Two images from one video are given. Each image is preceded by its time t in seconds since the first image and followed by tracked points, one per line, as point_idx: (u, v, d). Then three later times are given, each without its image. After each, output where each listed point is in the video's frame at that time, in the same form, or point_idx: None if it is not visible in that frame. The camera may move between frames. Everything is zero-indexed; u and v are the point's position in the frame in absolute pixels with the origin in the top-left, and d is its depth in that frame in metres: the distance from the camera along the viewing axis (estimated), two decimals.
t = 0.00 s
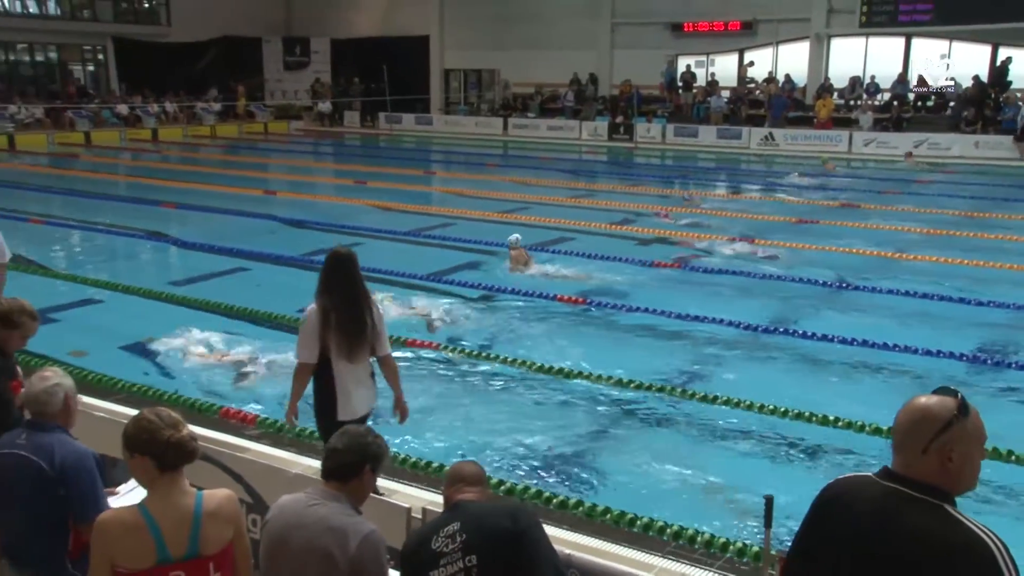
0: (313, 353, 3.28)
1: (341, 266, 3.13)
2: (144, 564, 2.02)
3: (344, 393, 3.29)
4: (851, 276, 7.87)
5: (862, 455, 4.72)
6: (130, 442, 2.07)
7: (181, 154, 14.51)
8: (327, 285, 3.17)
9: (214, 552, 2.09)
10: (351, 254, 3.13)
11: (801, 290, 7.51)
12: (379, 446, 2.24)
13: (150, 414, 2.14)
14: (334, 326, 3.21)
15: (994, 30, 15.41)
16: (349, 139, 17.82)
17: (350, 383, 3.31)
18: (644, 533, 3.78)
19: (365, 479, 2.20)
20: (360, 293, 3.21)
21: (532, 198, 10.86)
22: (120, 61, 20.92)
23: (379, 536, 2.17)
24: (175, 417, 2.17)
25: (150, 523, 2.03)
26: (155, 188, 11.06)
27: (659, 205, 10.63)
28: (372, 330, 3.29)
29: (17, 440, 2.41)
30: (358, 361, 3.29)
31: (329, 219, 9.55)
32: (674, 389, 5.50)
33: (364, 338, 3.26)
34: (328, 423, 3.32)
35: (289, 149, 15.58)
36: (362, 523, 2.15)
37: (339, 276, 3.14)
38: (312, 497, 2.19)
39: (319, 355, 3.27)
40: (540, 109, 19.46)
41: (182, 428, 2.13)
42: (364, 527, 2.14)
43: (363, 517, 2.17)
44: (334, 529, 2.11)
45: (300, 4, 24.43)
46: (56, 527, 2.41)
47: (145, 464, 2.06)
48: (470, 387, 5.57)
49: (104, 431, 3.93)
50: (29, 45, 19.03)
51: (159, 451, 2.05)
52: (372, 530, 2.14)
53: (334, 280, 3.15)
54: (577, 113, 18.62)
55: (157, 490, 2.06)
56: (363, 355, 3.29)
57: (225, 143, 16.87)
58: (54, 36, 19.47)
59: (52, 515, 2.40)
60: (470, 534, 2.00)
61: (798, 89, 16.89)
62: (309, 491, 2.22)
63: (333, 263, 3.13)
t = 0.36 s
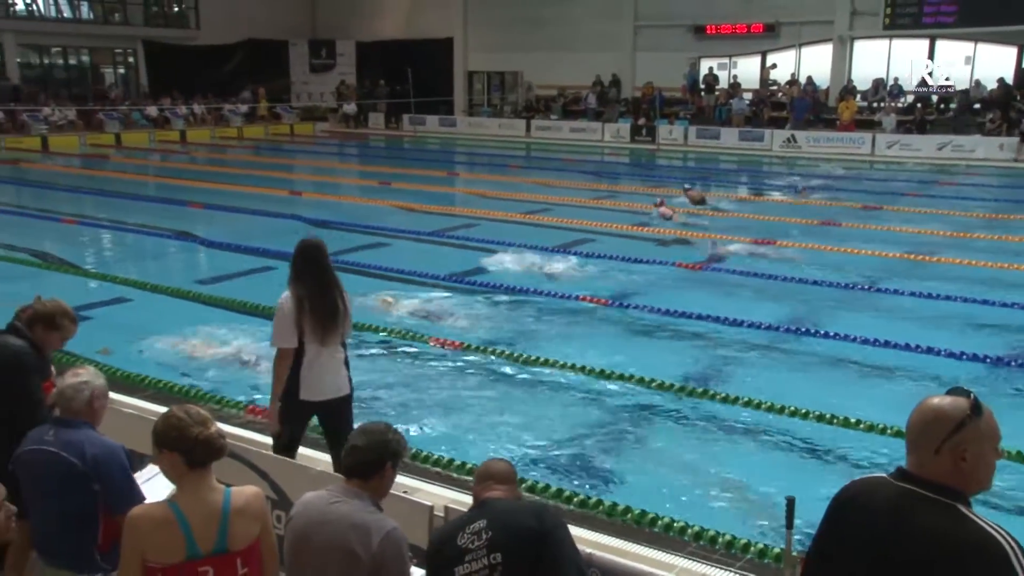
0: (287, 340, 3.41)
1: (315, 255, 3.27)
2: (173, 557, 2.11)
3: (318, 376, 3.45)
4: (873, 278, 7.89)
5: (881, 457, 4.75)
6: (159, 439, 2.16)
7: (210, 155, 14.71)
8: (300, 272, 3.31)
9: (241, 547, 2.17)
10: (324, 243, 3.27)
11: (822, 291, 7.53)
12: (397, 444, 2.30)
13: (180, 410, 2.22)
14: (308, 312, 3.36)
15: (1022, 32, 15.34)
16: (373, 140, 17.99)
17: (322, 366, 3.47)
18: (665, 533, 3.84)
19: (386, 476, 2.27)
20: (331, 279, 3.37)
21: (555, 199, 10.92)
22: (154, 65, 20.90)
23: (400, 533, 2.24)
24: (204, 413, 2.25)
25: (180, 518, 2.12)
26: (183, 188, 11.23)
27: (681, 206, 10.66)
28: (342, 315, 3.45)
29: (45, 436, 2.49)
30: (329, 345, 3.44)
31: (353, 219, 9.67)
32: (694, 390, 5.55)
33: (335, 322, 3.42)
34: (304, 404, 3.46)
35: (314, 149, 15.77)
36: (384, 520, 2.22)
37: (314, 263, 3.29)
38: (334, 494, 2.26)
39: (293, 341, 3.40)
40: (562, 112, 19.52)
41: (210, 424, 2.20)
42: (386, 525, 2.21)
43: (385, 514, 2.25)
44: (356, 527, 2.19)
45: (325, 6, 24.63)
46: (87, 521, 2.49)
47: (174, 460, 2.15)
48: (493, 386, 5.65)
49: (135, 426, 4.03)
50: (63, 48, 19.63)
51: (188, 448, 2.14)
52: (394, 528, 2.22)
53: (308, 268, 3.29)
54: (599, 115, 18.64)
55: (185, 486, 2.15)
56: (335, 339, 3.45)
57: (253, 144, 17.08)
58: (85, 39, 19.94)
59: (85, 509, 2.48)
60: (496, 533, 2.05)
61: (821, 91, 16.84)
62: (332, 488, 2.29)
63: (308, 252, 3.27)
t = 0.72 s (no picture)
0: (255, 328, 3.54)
1: (282, 247, 3.38)
2: (203, 552, 2.12)
3: (285, 362, 3.59)
4: (902, 279, 7.81)
5: (909, 460, 4.71)
6: (190, 436, 2.19)
7: (238, 154, 14.81)
8: (266, 263, 3.43)
9: (271, 545, 2.19)
10: (290, 235, 3.37)
11: (849, 292, 7.47)
12: (421, 441, 2.29)
13: (210, 407, 2.24)
14: (274, 301, 3.48)
15: None
16: (399, 139, 18.05)
17: (288, 352, 3.61)
18: (689, 534, 3.82)
19: (411, 474, 2.27)
20: (297, 269, 3.49)
21: (581, 199, 10.91)
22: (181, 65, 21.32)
23: (427, 532, 2.25)
24: (234, 411, 2.27)
25: (210, 514, 2.13)
26: (211, 187, 11.33)
27: (708, 206, 10.61)
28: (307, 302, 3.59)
29: (79, 430, 2.52)
30: (296, 331, 3.58)
31: (379, 218, 9.71)
32: (720, 390, 5.52)
33: (301, 311, 3.56)
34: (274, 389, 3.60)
35: (342, 148, 15.86)
36: (411, 519, 2.23)
37: (280, 255, 3.40)
38: (361, 492, 2.27)
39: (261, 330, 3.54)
40: (588, 111, 19.47)
41: (240, 423, 2.23)
42: (413, 523, 2.22)
43: (412, 513, 2.25)
44: (384, 526, 2.19)
45: (352, 5, 24.72)
46: (116, 516, 2.52)
47: (204, 458, 2.17)
48: (517, 386, 5.66)
49: (166, 422, 4.06)
50: (96, 48, 19.85)
51: (218, 444, 2.16)
52: (421, 526, 2.22)
53: (273, 260, 3.41)
54: (625, 114, 18.58)
55: (215, 482, 2.17)
56: (301, 326, 3.59)
57: (280, 143, 17.18)
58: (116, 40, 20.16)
59: (114, 504, 2.50)
60: (525, 531, 2.05)
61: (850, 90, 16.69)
62: (359, 486, 2.30)
63: (274, 244, 3.38)
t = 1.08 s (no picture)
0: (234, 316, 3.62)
1: (257, 240, 3.41)
2: (230, 550, 2.13)
3: (262, 352, 3.63)
4: (928, 280, 7.75)
5: (932, 463, 4.68)
6: (218, 435, 2.19)
7: (262, 154, 14.89)
8: (245, 254, 3.47)
9: (297, 544, 2.19)
10: (266, 229, 3.40)
11: (872, 293, 7.42)
12: (441, 442, 2.27)
13: (236, 408, 2.25)
14: (250, 291, 3.54)
15: None
16: (421, 139, 18.13)
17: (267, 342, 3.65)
18: (709, 534, 3.80)
19: (433, 474, 2.25)
20: (274, 262, 3.52)
21: (603, 198, 10.90)
22: (206, 65, 21.48)
23: (450, 531, 2.24)
24: (260, 411, 2.27)
25: (237, 514, 2.13)
26: (236, 186, 11.42)
27: (730, 207, 10.56)
28: (287, 294, 3.61)
29: (115, 429, 2.53)
30: (274, 322, 3.62)
31: (401, 217, 9.74)
32: (742, 390, 5.50)
33: (279, 302, 3.59)
34: (250, 378, 3.66)
35: (365, 147, 15.89)
36: (434, 519, 2.22)
37: (255, 248, 3.44)
38: (383, 492, 2.26)
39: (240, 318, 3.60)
40: (610, 110, 19.43)
41: (266, 423, 2.23)
42: (435, 523, 2.21)
43: (434, 513, 2.24)
44: (405, 525, 2.18)
45: (373, 4, 24.77)
46: (148, 513, 2.54)
47: (231, 458, 2.17)
48: (538, 385, 5.66)
49: (191, 419, 4.08)
50: (122, 48, 20.00)
51: (243, 445, 2.16)
52: (443, 526, 2.21)
53: (248, 252, 3.45)
54: (647, 114, 18.54)
55: (241, 482, 2.17)
56: (280, 317, 3.63)
57: (303, 142, 17.25)
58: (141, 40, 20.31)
59: (148, 501, 2.52)
60: (556, 535, 2.03)
61: (874, 90, 16.57)
62: (381, 485, 2.29)
63: (249, 237, 3.42)
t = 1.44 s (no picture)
0: (212, 301, 3.73)
1: (238, 229, 3.54)
2: (253, 552, 2.14)
3: (237, 335, 3.75)
4: (945, 281, 7.70)
5: (951, 466, 4.65)
6: (234, 447, 2.25)
7: (278, 153, 14.95)
8: (225, 242, 3.60)
9: (318, 544, 2.20)
10: (248, 220, 3.53)
11: (889, 294, 7.37)
12: (452, 443, 2.26)
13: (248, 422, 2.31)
14: (230, 278, 3.66)
15: None
16: (437, 139, 18.19)
17: (244, 326, 3.76)
18: (726, 536, 3.77)
19: (446, 475, 2.25)
20: (254, 250, 3.66)
21: (618, 198, 10.89)
22: (222, 65, 21.59)
23: (465, 530, 2.24)
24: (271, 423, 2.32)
25: (259, 513, 2.14)
26: (252, 185, 11.48)
27: (746, 207, 10.51)
28: (264, 281, 3.74)
29: (138, 429, 2.54)
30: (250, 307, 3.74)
31: (417, 217, 9.76)
32: (757, 391, 5.47)
33: (256, 289, 3.72)
34: (227, 360, 3.78)
35: (381, 147, 15.93)
36: (449, 519, 2.21)
37: (236, 236, 3.57)
38: (399, 491, 2.25)
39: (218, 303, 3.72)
40: (626, 110, 19.40)
41: (275, 432, 2.28)
42: (450, 523, 2.20)
43: (449, 512, 2.23)
44: (421, 525, 2.18)
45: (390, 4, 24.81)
46: (170, 512, 2.55)
47: (244, 470, 2.22)
48: (553, 386, 5.65)
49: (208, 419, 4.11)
50: (140, 48, 20.11)
51: (257, 449, 2.21)
52: (458, 526, 2.21)
53: (230, 239, 3.58)
54: (663, 114, 18.51)
55: (258, 485, 2.19)
56: (256, 304, 3.75)
57: (319, 142, 17.31)
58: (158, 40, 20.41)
59: (170, 500, 2.53)
60: (607, 551, 1.86)
61: (892, 90, 16.49)
62: (397, 484, 2.29)
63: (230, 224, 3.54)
